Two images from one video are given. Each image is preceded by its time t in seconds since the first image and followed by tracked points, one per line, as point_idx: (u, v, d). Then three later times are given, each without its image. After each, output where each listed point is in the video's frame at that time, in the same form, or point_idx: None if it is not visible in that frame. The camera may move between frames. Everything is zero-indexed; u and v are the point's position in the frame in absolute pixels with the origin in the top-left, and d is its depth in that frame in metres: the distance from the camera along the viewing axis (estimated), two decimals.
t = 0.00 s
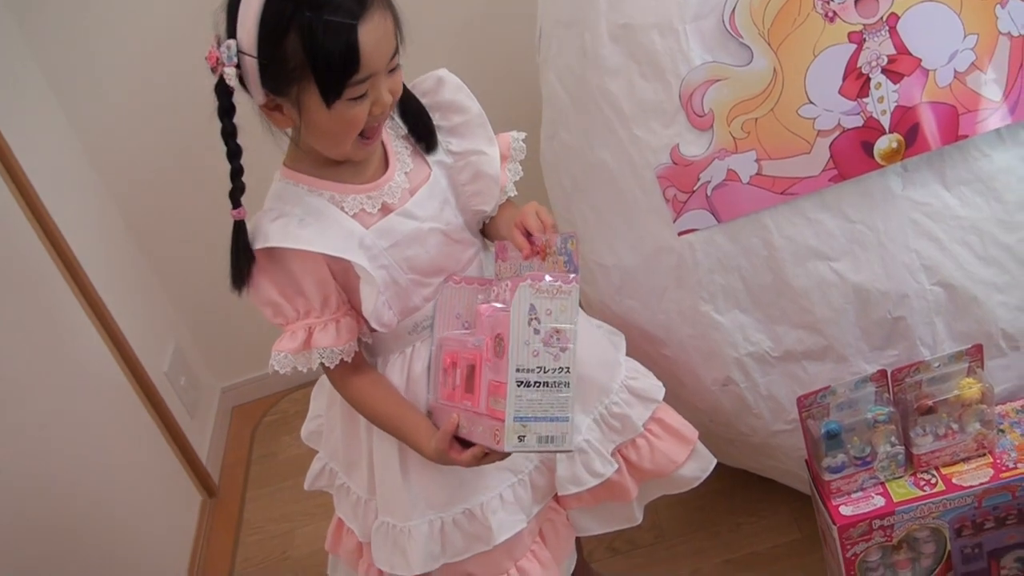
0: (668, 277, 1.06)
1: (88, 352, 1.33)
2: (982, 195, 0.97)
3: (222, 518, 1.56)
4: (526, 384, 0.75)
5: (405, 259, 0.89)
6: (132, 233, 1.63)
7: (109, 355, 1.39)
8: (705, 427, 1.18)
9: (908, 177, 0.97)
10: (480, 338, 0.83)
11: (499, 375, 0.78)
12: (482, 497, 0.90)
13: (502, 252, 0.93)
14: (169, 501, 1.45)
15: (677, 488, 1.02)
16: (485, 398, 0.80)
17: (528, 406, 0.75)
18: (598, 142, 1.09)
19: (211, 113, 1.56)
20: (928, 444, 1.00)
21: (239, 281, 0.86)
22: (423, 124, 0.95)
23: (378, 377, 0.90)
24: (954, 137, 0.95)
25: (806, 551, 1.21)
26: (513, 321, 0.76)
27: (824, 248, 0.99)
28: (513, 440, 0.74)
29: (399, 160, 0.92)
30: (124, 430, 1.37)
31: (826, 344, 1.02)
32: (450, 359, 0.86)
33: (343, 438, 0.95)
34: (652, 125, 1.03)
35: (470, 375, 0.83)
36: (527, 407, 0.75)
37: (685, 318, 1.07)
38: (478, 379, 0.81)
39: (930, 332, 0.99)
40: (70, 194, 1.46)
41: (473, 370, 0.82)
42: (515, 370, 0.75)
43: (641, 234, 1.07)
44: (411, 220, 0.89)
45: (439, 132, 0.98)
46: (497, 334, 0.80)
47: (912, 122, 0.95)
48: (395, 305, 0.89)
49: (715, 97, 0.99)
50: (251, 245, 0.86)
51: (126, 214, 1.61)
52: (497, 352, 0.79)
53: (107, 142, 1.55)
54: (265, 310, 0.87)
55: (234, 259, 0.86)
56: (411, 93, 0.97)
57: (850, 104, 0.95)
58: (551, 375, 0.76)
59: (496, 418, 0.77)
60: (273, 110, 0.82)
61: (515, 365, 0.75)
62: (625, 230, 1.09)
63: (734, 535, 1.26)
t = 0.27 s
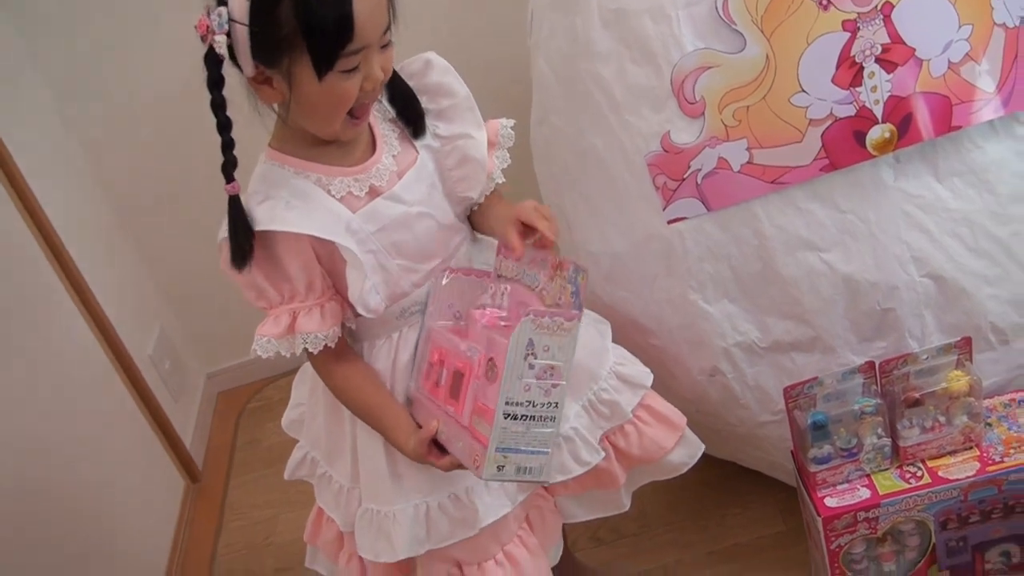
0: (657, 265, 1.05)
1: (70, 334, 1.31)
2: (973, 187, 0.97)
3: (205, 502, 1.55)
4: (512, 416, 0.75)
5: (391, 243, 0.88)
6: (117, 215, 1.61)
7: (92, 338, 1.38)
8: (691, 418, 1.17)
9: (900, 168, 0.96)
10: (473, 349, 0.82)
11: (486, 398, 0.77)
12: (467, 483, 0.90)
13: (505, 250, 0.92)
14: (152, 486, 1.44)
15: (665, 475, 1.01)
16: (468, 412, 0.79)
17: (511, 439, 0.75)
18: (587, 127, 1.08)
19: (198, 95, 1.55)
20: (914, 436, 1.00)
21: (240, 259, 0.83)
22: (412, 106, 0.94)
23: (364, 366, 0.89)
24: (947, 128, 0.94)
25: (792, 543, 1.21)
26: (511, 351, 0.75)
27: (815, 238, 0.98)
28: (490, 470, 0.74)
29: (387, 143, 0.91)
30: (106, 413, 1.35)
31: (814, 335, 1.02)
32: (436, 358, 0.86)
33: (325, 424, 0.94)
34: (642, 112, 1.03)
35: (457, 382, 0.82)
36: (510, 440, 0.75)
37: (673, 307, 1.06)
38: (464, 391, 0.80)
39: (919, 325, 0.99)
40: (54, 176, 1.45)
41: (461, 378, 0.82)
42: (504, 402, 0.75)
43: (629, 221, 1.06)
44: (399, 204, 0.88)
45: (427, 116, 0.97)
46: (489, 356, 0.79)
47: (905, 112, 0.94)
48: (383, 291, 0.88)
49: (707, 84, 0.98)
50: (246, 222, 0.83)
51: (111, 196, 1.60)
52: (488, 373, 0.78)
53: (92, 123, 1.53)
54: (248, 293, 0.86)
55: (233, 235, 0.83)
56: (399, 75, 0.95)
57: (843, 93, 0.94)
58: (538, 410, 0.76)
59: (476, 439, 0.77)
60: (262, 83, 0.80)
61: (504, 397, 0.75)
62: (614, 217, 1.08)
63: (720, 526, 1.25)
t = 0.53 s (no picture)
0: (631, 204, 1.02)
1: (34, 274, 1.28)
2: (955, 124, 0.95)
3: (176, 446, 1.53)
4: (498, 365, 0.74)
5: (358, 182, 0.85)
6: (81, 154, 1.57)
7: (57, 278, 1.35)
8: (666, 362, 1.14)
9: (882, 103, 0.95)
10: (452, 294, 0.80)
11: (469, 345, 0.75)
12: (436, 425, 0.88)
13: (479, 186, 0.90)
14: (121, 429, 1.42)
15: (639, 417, 1.00)
16: (447, 357, 0.78)
17: (496, 387, 0.74)
18: (562, 62, 1.05)
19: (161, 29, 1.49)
20: (891, 377, 0.95)
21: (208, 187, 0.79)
22: (382, 40, 0.90)
23: (334, 307, 0.86)
24: (930, 62, 0.93)
25: (767, 485, 1.20)
26: (497, 305, 0.73)
27: (793, 176, 0.96)
28: (475, 419, 0.73)
29: (352, 77, 0.88)
30: (72, 355, 1.33)
31: (790, 275, 0.99)
32: (410, 302, 0.84)
33: (290, 365, 0.91)
34: (618, 46, 1.00)
35: (434, 326, 0.80)
36: (495, 388, 0.74)
37: (647, 247, 1.03)
38: (442, 335, 0.79)
39: (898, 264, 0.97)
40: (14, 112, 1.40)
41: (438, 322, 0.80)
42: (491, 351, 0.73)
43: (604, 158, 1.03)
44: (366, 141, 0.85)
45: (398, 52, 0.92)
46: (468, 305, 0.77)
47: (888, 45, 0.92)
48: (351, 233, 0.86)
49: (684, 17, 0.95)
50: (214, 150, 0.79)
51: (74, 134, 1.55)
52: (470, 321, 0.76)
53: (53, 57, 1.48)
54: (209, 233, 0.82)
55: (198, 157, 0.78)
56: (367, 4, 0.92)
57: (824, 25, 0.92)
58: (523, 357, 0.75)
59: (459, 386, 0.75)
60: (223, 4, 0.76)
61: (490, 346, 0.73)
62: (587, 155, 1.05)
63: (694, 469, 1.24)
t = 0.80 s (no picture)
0: (594, 138, 0.99)
1: None
2: (928, 70, 0.93)
3: (122, 368, 1.49)
4: (475, 301, 0.71)
5: (311, 100, 0.81)
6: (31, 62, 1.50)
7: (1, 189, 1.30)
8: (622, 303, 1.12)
9: (856, 46, 0.93)
10: (415, 226, 0.76)
11: (442, 280, 0.72)
12: (386, 353, 0.86)
13: (433, 112, 0.82)
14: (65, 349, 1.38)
15: (592, 350, 0.99)
16: (415, 291, 0.75)
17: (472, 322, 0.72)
18: None
19: None
20: (846, 325, 0.94)
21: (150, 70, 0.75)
22: None
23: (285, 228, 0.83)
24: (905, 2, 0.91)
25: (718, 429, 1.19)
26: (476, 239, 0.70)
27: (761, 116, 0.94)
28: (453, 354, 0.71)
29: None
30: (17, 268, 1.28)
31: (752, 218, 0.97)
32: (367, 231, 0.81)
33: (234, 290, 0.87)
34: None
35: (399, 258, 0.77)
36: (471, 322, 0.72)
37: (608, 183, 1.00)
38: (408, 268, 0.76)
39: (861, 212, 0.96)
40: None
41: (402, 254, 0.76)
42: (468, 288, 0.70)
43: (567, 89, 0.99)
44: (320, 57, 0.81)
45: None
46: (437, 238, 0.74)
47: None
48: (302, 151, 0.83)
49: None
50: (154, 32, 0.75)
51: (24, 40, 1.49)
52: (441, 255, 0.73)
53: None
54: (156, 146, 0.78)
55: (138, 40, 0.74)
56: None
57: None
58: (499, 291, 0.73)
59: (432, 321, 0.73)
60: None
61: (467, 283, 0.70)
62: (551, 85, 1.01)
63: (645, 411, 1.23)
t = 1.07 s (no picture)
0: (565, 86, 0.98)
1: None
2: (904, 20, 0.92)
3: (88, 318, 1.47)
4: (476, 252, 0.74)
5: (266, 40, 0.78)
6: None
7: None
8: (593, 256, 1.11)
9: None
10: (388, 192, 0.77)
11: (437, 243, 0.75)
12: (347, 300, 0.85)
13: (360, 56, 0.81)
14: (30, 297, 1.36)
15: (555, 308, 0.97)
16: (411, 252, 0.78)
17: (478, 275, 0.75)
18: None
19: None
20: (816, 279, 0.92)
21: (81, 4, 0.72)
22: None
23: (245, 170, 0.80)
24: None
25: (688, 384, 1.19)
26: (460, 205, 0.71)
27: (734, 65, 0.92)
28: (471, 309, 0.76)
29: None
30: None
31: (724, 170, 0.96)
32: (338, 200, 0.81)
33: (191, 236, 0.85)
34: None
35: (380, 223, 0.78)
36: (478, 274, 0.75)
37: (580, 133, 0.99)
38: (396, 233, 0.77)
39: (834, 164, 0.94)
40: None
41: (384, 220, 0.78)
42: (467, 247, 0.73)
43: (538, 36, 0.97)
44: None
45: None
46: (417, 203, 0.74)
47: None
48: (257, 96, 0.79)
49: None
50: None
51: None
52: (427, 219, 0.74)
53: None
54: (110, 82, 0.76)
55: None
56: None
57: None
58: (492, 234, 0.75)
59: (439, 282, 0.76)
60: None
61: (465, 244, 0.73)
62: (522, 31, 0.99)
63: (616, 366, 1.23)
